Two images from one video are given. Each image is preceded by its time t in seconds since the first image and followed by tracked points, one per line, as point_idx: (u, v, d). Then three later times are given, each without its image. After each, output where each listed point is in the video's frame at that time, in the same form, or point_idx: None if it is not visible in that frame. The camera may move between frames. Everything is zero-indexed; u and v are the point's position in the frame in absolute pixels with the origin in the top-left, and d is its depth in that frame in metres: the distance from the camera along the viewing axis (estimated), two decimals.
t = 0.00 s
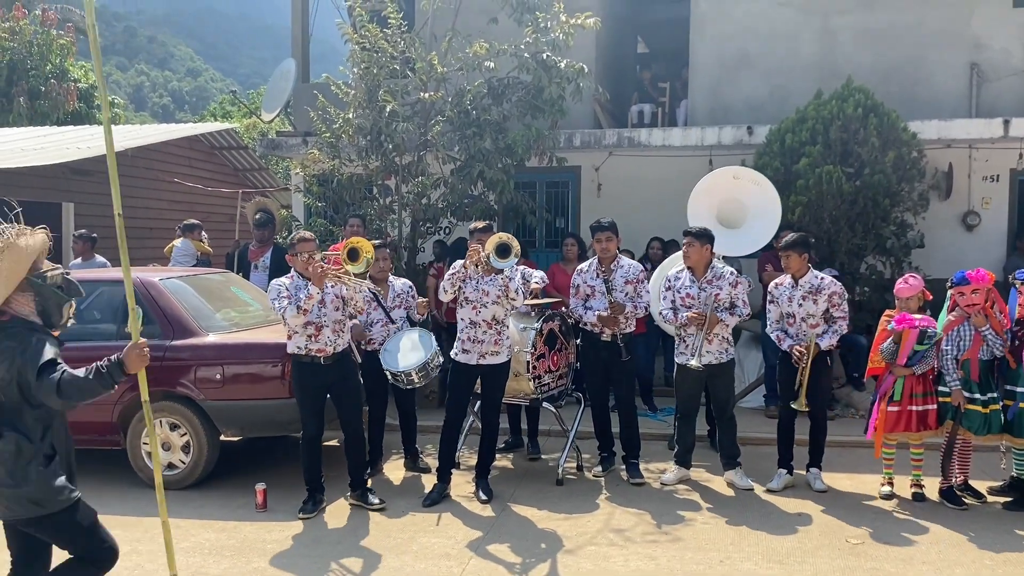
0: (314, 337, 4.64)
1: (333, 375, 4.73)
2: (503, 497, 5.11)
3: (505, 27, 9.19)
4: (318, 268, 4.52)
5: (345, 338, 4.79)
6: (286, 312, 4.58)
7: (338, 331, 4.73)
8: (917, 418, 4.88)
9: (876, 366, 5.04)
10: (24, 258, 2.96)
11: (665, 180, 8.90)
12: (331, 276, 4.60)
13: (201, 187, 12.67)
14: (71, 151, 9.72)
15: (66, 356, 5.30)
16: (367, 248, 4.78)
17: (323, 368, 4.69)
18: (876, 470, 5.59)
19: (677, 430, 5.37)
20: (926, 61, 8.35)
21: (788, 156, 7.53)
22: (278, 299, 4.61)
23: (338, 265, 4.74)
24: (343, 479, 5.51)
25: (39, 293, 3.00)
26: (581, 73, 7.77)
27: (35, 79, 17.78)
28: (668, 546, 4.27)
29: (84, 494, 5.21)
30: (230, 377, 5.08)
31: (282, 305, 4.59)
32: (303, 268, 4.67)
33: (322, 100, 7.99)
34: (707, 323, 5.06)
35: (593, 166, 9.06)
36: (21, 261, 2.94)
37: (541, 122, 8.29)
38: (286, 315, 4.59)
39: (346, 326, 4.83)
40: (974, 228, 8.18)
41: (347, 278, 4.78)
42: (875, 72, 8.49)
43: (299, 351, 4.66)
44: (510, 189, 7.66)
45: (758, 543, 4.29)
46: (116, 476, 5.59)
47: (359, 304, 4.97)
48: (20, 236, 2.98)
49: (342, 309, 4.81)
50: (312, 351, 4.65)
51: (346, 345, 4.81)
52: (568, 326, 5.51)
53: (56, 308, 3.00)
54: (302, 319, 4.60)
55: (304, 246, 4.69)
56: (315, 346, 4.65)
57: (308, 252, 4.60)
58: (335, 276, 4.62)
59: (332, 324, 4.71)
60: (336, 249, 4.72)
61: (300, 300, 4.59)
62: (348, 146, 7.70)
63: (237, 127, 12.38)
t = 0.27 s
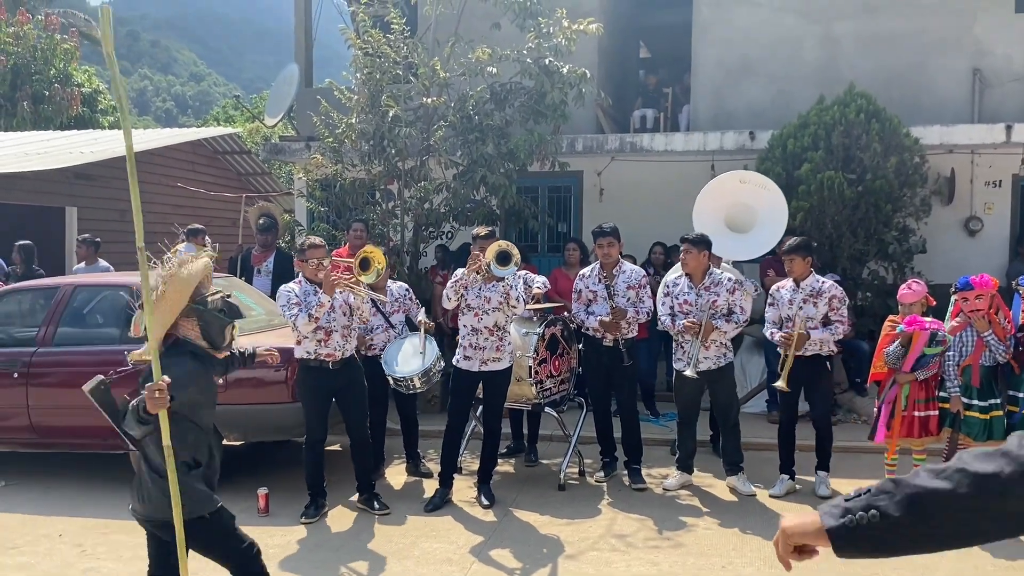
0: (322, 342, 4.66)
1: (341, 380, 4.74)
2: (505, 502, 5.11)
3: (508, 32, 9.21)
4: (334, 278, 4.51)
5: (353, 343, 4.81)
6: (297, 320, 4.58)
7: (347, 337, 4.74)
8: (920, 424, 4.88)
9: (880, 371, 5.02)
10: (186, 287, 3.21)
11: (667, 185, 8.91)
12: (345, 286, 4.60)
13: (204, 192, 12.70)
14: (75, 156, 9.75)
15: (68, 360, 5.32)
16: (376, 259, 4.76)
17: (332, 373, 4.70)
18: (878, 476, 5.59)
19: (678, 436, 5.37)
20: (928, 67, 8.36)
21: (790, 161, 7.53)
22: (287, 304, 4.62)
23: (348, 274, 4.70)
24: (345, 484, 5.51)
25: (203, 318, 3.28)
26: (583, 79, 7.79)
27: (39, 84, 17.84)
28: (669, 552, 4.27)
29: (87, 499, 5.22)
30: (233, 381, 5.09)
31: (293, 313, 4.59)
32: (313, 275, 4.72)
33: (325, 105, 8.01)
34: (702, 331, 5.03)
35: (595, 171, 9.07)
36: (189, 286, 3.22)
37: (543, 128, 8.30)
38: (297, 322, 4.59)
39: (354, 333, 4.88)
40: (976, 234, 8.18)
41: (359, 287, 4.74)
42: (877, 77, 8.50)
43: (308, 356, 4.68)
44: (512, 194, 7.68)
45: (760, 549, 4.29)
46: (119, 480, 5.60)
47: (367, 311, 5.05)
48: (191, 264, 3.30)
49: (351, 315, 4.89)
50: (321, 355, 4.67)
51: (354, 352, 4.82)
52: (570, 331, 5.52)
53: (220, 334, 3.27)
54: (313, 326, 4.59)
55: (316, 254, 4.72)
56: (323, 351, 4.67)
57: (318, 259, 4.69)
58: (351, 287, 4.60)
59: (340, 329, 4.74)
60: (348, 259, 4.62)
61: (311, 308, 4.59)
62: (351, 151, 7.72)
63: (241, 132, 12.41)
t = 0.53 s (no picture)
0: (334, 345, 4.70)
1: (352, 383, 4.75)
2: (507, 507, 5.11)
3: (510, 37, 9.24)
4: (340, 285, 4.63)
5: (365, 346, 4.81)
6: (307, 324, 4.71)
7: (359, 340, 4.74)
8: (923, 430, 4.86)
9: (882, 377, 5.01)
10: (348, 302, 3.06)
11: (669, 190, 8.91)
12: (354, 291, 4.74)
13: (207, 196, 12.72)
14: (78, 160, 9.77)
15: (71, 364, 5.32)
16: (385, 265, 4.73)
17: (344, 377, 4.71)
18: (881, 481, 5.57)
19: (681, 440, 5.36)
20: (931, 72, 8.36)
21: (793, 166, 7.53)
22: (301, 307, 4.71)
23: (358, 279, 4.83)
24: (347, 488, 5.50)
25: (362, 320, 3.12)
26: (586, 84, 7.80)
27: (43, 88, 17.90)
28: (672, 557, 4.26)
29: (89, 502, 5.22)
30: (235, 386, 5.09)
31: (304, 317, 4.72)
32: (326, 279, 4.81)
33: (328, 109, 8.02)
34: (707, 330, 5.05)
35: (597, 176, 9.08)
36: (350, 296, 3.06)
37: (546, 132, 8.31)
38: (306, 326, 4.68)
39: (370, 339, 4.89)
40: (979, 239, 8.17)
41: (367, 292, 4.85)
42: (879, 82, 8.50)
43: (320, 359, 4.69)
44: (515, 199, 7.68)
45: (762, 554, 4.28)
46: (120, 484, 5.60)
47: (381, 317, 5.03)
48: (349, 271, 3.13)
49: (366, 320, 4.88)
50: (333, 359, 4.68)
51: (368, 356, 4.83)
52: (573, 336, 5.51)
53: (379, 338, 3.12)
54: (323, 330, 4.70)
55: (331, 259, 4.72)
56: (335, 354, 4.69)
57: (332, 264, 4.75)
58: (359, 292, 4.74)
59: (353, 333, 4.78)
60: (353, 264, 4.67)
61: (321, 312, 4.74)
62: (354, 156, 7.73)
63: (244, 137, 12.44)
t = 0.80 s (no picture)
0: (343, 348, 4.69)
1: (360, 387, 4.75)
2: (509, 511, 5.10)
3: (513, 42, 9.25)
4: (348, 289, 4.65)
5: (376, 350, 4.78)
6: (314, 326, 4.69)
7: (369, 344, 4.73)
8: (926, 435, 4.85)
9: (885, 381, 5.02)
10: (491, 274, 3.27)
11: (671, 194, 8.92)
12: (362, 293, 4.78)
13: (209, 200, 12.74)
14: (81, 163, 9.79)
15: (73, 367, 5.33)
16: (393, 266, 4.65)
17: (354, 380, 4.71)
18: (883, 486, 5.57)
19: (683, 445, 5.35)
20: (932, 77, 8.37)
21: (795, 170, 7.53)
22: (311, 310, 4.73)
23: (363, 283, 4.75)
24: (349, 492, 5.50)
25: (500, 297, 3.29)
26: (588, 88, 7.81)
27: (46, 92, 17.96)
28: (674, 562, 4.25)
29: (91, 505, 5.22)
30: (237, 389, 5.09)
31: (312, 320, 4.70)
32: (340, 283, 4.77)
33: (330, 113, 8.04)
34: (713, 328, 5.05)
35: (600, 180, 9.09)
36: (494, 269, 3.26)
37: (548, 136, 8.32)
38: (315, 328, 4.69)
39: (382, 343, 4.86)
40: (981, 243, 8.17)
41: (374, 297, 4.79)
42: (882, 87, 8.51)
43: (331, 362, 4.70)
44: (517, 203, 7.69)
45: (764, 559, 4.28)
46: (122, 487, 5.60)
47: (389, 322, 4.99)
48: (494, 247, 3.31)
49: (376, 324, 4.85)
50: (342, 362, 4.68)
51: (378, 360, 4.81)
52: (575, 340, 5.51)
53: (516, 314, 3.26)
54: (330, 334, 4.70)
55: (343, 262, 4.71)
56: (344, 357, 4.68)
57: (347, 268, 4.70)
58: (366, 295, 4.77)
59: (363, 336, 4.73)
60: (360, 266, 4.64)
61: (328, 316, 4.70)
62: (356, 160, 7.74)
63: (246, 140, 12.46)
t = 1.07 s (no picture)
0: (348, 350, 4.69)
1: (365, 391, 4.74)
2: (510, 515, 5.10)
3: (514, 45, 9.26)
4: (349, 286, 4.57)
5: (380, 354, 4.77)
6: (319, 324, 4.71)
7: (373, 347, 4.72)
8: (927, 438, 4.83)
9: (885, 385, 5.03)
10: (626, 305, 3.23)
11: (672, 197, 8.92)
12: (365, 294, 4.65)
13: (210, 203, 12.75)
14: (83, 167, 9.80)
15: (75, 370, 5.33)
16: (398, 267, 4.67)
17: (358, 383, 4.70)
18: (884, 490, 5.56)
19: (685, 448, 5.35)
20: (934, 81, 8.38)
21: (796, 174, 7.53)
22: (319, 307, 4.74)
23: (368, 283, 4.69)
24: (350, 495, 5.50)
25: (635, 332, 3.25)
26: (589, 92, 7.82)
27: (48, 95, 17.99)
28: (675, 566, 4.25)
29: (91, 508, 5.23)
30: (238, 393, 5.09)
31: (318, 318, 4.71)
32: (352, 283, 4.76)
33: (331, 116, 8.04)
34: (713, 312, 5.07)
35: (601, 183, 9.09)
36: (630, 303, 3.22)
37: (549, 140, 8.32)
38: (319, 326, 4.71)
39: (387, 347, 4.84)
40: (982, 247, 8.16)
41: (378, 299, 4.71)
42: (883, 91, 8.51)
43: (336, 364, 4.71)
44: (518, 206, 7.70)
45: (765, 563, 4.28)
46: (123, 491, 5.60)
47: (399, 323, 4.94)
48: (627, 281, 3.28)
49: (382, 326, 4.83)
50: (347, 364, 4.68)
51: (383, 363, 4.81)
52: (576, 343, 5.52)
53: (652, 350, 3.23)
54: (334, 332, 4.72)
55: (356, 263, 4.74)
56: (349, 360, 4.69)
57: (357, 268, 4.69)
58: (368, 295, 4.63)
59: (368, 339, 4.72)
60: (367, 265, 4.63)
61: (332, 314, 4.70)
62: (358, 163, 7.75)
63: (248, 144, 12.47)
